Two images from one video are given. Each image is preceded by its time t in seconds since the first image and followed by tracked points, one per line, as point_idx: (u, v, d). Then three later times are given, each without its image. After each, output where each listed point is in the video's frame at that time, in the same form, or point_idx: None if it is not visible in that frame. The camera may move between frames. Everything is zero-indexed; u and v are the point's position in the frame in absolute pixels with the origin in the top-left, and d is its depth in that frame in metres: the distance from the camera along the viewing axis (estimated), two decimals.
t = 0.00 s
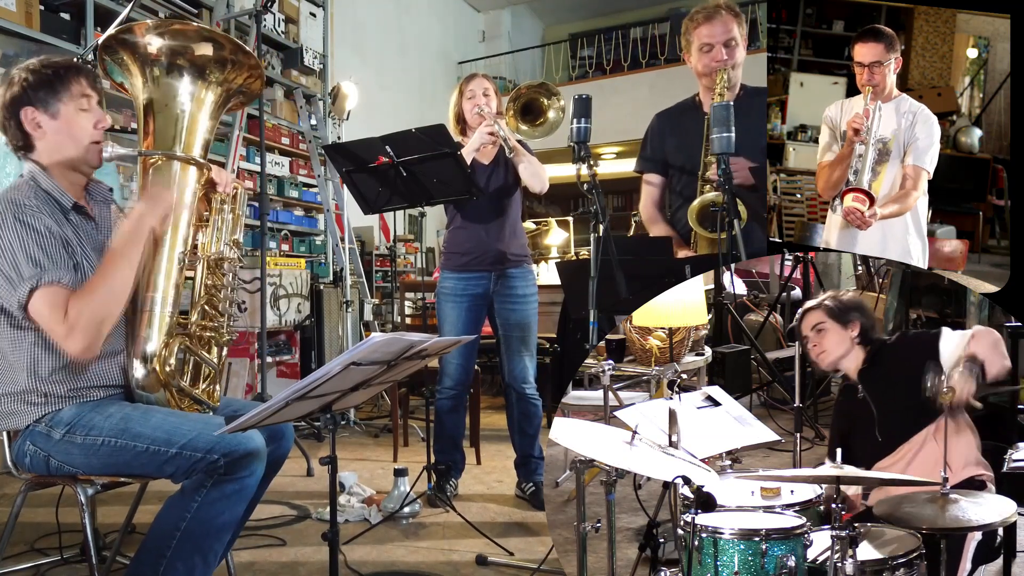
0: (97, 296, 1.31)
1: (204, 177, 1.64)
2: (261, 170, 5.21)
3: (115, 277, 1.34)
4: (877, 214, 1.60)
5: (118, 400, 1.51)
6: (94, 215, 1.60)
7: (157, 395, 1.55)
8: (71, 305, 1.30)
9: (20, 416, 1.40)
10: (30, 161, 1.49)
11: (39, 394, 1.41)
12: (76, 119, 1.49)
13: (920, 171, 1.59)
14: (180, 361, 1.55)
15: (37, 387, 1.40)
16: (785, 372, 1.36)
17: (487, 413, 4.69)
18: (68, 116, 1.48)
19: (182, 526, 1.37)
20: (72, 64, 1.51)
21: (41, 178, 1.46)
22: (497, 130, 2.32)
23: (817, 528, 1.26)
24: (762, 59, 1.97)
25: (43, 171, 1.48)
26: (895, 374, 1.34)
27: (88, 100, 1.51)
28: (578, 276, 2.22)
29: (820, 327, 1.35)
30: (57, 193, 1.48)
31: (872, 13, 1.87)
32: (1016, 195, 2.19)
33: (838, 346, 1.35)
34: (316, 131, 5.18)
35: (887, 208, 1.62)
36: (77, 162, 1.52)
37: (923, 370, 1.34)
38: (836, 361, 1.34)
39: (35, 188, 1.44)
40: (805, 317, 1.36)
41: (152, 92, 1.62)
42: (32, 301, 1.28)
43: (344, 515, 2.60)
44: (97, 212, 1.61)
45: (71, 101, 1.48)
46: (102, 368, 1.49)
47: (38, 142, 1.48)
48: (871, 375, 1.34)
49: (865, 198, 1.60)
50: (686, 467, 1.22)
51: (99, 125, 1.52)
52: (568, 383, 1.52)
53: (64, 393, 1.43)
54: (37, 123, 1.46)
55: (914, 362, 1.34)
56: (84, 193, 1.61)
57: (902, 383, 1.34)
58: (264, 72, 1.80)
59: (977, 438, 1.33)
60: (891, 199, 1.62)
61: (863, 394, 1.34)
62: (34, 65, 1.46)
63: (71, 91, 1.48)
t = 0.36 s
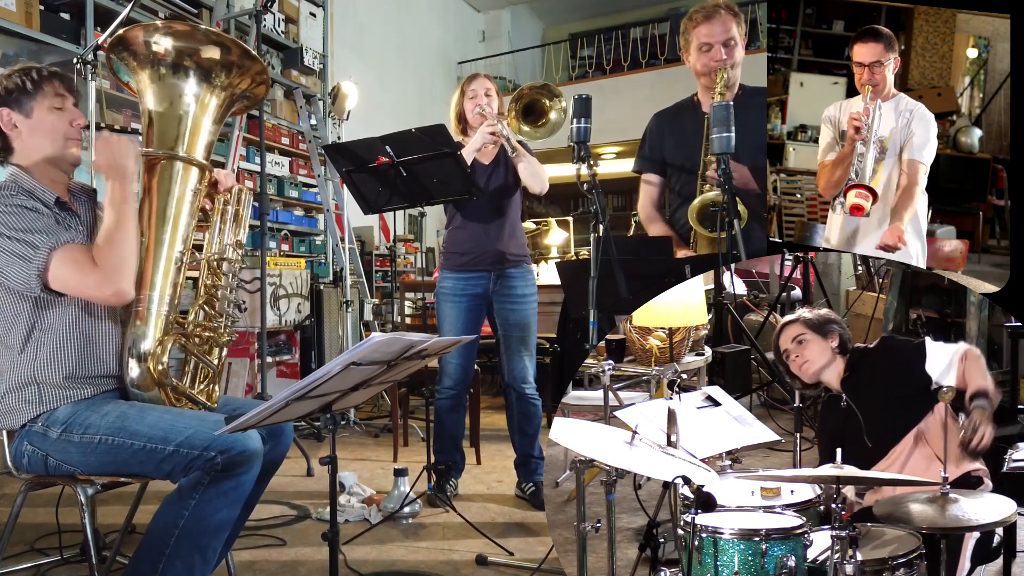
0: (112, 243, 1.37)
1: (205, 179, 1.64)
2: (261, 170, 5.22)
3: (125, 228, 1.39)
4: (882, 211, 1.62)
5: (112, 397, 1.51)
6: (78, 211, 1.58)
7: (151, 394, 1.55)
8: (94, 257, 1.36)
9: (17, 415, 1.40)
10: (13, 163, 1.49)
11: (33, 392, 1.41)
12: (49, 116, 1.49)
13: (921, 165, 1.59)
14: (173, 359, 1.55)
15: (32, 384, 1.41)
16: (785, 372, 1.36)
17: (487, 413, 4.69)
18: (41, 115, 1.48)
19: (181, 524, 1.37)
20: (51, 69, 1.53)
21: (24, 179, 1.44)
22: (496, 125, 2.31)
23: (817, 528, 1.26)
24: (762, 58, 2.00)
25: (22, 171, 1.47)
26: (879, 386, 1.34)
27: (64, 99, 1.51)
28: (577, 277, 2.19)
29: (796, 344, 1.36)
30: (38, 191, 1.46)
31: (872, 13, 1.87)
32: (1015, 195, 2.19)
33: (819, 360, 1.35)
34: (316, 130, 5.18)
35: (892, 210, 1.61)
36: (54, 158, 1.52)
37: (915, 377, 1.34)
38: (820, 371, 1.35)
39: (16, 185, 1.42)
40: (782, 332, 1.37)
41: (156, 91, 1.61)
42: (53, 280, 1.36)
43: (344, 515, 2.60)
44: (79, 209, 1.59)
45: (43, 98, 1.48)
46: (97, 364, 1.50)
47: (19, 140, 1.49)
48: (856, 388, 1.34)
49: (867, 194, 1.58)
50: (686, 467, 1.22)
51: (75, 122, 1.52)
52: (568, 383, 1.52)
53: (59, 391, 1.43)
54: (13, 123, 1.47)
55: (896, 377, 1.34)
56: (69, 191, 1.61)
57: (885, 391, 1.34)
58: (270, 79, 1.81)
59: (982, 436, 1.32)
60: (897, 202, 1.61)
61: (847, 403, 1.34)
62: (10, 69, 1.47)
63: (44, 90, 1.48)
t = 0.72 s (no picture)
0: (55, 246, 1.30)
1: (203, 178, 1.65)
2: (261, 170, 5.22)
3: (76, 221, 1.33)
4: (890, 209, 1.56)
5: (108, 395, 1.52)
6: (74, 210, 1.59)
7: (151, 392, 1.56)
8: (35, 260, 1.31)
9: (12, 415, 1.40)
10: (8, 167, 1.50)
11: (30, 392, 1.41)
12: (42, 119, 1.49)
13: (921, 168, 1.58)
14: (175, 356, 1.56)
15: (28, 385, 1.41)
16: (786, 372, 1.36)
17: (487, 413, 4.69)
18: (32, 117, 1.48)
19: (181, 524, 1.37)
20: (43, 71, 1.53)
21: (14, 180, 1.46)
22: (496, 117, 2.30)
23: (817, 528, 1.26)
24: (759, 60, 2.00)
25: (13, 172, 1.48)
26: (876, 388, 1.34)
27: (56, 99, 1.51)
28: (578, 277, 2.14)
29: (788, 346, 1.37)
30: (27, 192, 1.47)
31: (872, 14, 1.84)
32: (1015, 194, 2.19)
33: (816, 362, 1.36)
34: (316, 130, 5.18)
35: (895, 204, 1.58)
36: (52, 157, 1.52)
37: (914, 377, 1.33)
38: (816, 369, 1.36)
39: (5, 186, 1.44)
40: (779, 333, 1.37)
41: (154, 89, 1.61)
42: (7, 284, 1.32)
43: (344, 515, 2.60)
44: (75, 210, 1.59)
45: (34, 100, 1.48)
46: (90, 364, 1.50)
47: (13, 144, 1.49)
48: (853, 390, 1.34)
49: (874, 190, 1.55)
50: (686, 467, 1.22)
51: (68, 121, 1.52)
52: (568, 383, 1.52)
53: (53, 391, 1.44)
54: (6, 126, 1.47)
55: (893, 379, 1.33)
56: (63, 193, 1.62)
57: (883, 392, 1.33)
58: (268, 81, 1.81)
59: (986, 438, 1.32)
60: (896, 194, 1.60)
61: (846, 406, 1.34)
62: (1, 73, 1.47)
63: (35, 91, 1.48)
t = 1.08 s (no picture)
0: (70, 239, 1.31)
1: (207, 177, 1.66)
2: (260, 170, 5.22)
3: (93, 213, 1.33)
4: (887, 208, 1.60)
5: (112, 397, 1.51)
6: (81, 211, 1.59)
7: (153, 394, 1.54)
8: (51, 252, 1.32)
9: (15, 415, 1.40)
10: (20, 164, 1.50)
11: (34, 392, 1.41)
12: (59, 119, 1.49)
13: (921, 169, 1.59)
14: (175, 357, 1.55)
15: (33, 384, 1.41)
16: (785, 372, 1.37)
17: (486, 413, 4.69)
18: (49, 116, 1.47)
19: (182, 524, 1.37)
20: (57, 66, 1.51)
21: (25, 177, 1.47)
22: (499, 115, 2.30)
23: (817, 528, 1.26)
24: (762, 59, 2.01)
25: (25, 171, 1.49)
26: (873, 387, 1.34)
27: (70, 97, 1.50)
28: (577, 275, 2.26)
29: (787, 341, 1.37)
30: (38, 191, 1.48)
31: (872, 14, 1.85)
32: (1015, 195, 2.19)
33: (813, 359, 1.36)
34: (316, 130, 5.17)
35: (893, 204, 1.61)
36: (60, 156, 1.51)
37: (910, 376, 1.33)
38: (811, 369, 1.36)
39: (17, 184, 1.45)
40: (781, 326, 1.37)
41: (156, 89, 1.61)
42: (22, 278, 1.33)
43: (344, 515, 2.60)
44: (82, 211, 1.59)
45: (51, 100, 1.48)
46: (96, 366, 1.49)
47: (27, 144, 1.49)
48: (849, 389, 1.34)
49: (872, 190, 1.62)
50: (686, 467, 1.22)
51: (83, 121, 1.51)
52: (568, 383, 1.52)
53: (58, 392, 1.43)
54: (23, 126, 1.47)
55: (890, 378, 1.33)
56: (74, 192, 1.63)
57: (880, 392, 1.33)
58: (271, 76, 1.80)
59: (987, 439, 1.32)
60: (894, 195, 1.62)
61: (841, 405, 1.34)
62: (15, 72, 1.46)
63: (50, 91, 1.47)
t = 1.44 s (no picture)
0: (137, 259, 1.34)
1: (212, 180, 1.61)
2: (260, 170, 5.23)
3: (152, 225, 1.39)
4: (885, 207, 1.60)
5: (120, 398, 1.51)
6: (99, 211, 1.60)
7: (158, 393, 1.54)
8: (115, 272, 1.35)
9: (18, 416, 1.39)
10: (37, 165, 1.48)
11: (39, 393, 1.40)
12: (79, 118, 1.47)
13: (920, 169, 1.58)
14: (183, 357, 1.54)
15: (40, 385, 1.40)
16: (785, 372, 1.36)
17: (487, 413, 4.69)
18: (71, 116, 1.46)
19: (180, 526, 1.38)
20: (70, 63, 1.49)
21: (50, 179, 1.46)
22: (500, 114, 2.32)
23: (817, 528, 1.25)
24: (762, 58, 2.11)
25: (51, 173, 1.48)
26: (888, 382, 1.33)
27: (88, 95, 1.48)
28: (577, 276, 2.15)
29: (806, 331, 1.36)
30: (65, 194, 1.48)
31: (872, 14, 1.84)
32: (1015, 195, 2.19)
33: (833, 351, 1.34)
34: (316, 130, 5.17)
35: (892, 203, 1.61)
36: (82, 160, 1.50)
37: (921, 378, 1.33)
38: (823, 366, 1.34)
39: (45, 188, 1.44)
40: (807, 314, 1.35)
41: (162, 91, 1.63)
42: (76, 295, 1.34)
43: (344, 515, 2.60)
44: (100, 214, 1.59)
45: (71, 101, 1.46)
46: (109, 371, 1.50)
47: (49, 149, 1.47)
48: (866, 382, 1.33)
49: (870, 189, 1.62)
50: (686, 467, 1.22)
51: (104, 117, 1.50)
52: (568, 382, 1.52)
53: (63, 393, 1.42)
54: (43, 131, 1.45)
55: (906, 376, 1.33)
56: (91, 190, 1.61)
57: (895, 389, 1.33)
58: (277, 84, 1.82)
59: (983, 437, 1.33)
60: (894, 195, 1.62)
61: (858, 397, 1.33)
62: (27, 72, 1.43)
63: (66, 90, 1.45)
